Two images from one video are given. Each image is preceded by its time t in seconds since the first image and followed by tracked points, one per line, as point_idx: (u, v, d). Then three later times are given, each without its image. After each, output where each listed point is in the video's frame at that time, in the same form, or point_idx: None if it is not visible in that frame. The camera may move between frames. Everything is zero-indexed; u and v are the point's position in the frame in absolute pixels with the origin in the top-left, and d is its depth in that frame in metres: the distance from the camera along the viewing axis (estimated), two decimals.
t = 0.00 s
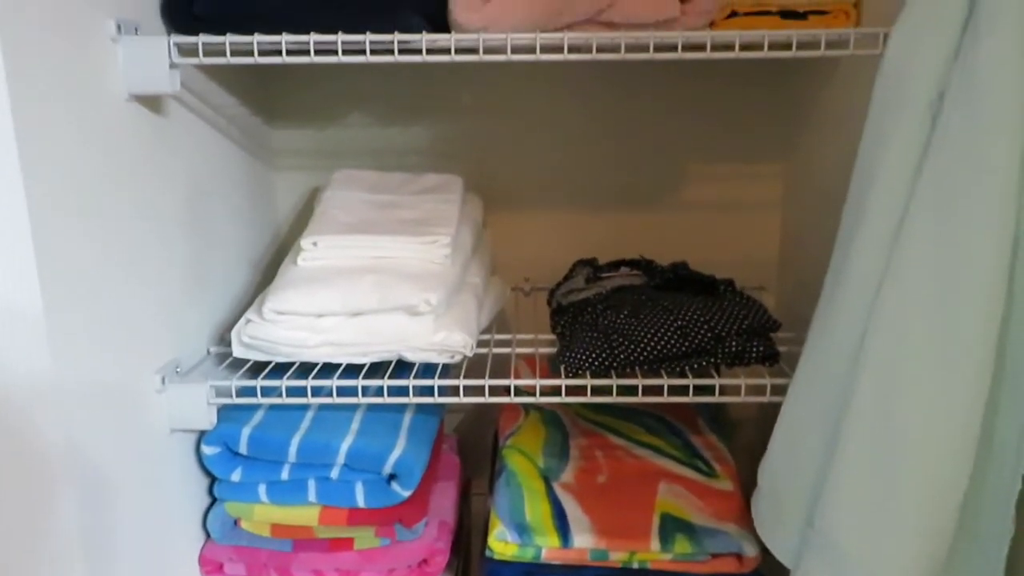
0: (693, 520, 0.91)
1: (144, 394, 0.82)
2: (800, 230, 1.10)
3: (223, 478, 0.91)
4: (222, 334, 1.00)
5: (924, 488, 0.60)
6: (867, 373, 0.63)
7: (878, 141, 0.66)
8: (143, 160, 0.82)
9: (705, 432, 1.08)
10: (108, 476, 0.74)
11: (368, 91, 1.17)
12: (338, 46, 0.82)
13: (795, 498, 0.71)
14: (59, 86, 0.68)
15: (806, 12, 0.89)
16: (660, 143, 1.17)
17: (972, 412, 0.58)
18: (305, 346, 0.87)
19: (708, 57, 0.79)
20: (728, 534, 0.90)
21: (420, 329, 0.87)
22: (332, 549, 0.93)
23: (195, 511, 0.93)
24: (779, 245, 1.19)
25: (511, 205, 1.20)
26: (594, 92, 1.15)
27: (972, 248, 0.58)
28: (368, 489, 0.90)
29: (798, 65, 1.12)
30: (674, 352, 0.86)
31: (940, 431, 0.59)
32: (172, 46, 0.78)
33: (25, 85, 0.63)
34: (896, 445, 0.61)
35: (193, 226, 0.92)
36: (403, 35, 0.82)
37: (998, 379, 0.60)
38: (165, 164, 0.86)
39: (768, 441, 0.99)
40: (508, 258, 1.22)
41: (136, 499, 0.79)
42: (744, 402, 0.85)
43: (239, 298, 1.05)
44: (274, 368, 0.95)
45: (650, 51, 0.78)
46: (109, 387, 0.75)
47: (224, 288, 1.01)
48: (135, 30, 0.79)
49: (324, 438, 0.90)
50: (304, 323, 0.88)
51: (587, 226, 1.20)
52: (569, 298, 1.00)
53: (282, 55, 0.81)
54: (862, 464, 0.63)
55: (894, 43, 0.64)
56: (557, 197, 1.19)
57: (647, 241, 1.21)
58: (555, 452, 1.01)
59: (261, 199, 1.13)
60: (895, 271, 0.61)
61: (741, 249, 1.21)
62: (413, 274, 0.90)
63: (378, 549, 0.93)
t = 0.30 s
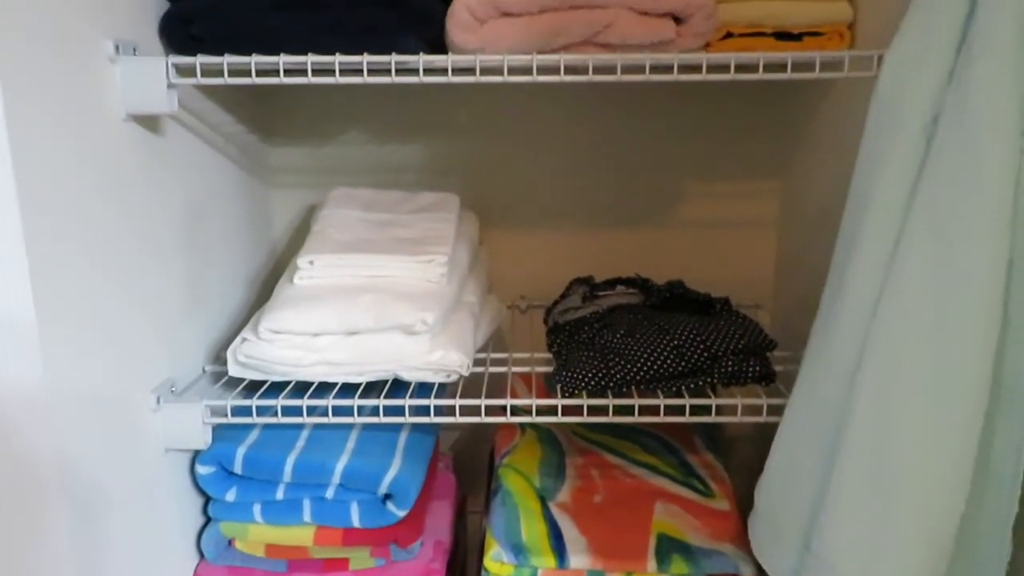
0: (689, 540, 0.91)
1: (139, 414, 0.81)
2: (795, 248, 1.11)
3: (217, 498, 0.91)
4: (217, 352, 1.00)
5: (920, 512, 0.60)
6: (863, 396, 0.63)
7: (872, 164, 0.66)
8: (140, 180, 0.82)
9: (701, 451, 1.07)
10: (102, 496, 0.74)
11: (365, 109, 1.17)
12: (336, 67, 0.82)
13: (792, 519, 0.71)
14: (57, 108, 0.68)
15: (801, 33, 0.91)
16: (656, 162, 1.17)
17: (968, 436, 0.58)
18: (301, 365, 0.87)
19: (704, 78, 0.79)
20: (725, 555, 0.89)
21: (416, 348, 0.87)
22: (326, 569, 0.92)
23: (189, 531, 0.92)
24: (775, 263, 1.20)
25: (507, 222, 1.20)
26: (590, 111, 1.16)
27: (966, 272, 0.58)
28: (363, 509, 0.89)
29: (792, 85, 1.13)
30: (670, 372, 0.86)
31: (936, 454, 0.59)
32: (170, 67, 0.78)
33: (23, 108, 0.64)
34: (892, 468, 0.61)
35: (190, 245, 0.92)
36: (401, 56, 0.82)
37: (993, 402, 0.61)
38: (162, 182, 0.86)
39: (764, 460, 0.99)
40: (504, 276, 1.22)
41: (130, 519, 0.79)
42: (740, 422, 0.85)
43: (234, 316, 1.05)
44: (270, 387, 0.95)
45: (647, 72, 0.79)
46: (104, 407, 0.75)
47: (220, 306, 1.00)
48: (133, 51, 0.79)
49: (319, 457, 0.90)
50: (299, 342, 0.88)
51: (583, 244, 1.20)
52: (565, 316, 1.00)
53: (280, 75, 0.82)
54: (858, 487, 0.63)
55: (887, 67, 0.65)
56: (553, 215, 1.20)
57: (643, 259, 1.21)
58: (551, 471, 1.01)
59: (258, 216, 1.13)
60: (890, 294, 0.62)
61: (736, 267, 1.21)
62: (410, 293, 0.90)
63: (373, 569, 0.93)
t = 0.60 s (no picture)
0: (692, 557, 0.91)
1: (142, 430, 0.81)
2: (797, 265, 1.11)
3: (219, 514, 0.91)
4: (220, 368, 1.00)
5: (925, 533, 0.60)
6: (868, 415, 0.63)
7: (875, 183, 0.66)
8: (144, 196, 0.82)
9: (704, 467, 1.07)
10: (105, 510, 0.74)
11: (368, 125, 1.17)
12: (340, 85, 0.83)
13: (796, 539, 0.70)
14: (63, 125, 0.68)
15: (803, 51, 0.92)
16: (658, 178, 1.18)
17: (972, 455, 0.58)
18: (303, 381, 0.87)
19: (707, 97, 0.79)
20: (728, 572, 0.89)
21: (419, 365, 0.87)
22: None
23: (191, 547, 0.92)
24: (777, 279, 1.20)
25: (510, 238, 1.20)
26: (592, 128, 1.16)
27: (970, 291, 0.58)
28: (365, 525, 0.89)
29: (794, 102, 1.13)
30: (672, 389, 0.86)
31: (940, 474, 0.59)
32: (175, 84, 0.79)
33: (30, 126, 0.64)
34: (896, 488, 0.61)
35: (193, 260, 0.92)
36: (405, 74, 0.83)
37: (997, 421, 0.61)
38: (167, 197, 0.86)
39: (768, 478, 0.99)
40: (506, 291, 1.22)
41: (132, 534, 0.79)
42: (744, 440, 0.84)
43: (237, 331, 1.05)
44: (272, 403, 0.95)
45: (650, 91, 0.79)
46: (106, 423, 0.75)
47: (223, 322, 1.00)
48: (139, 69, 0.79)
49: (321, 473, 0.89)
50: (302, 358, 0.88)
51: (586, 260, 1.21)
52: (568, 332, 1.00)
53: (285, 93, 0.82)
54: (862, 507, 0.63)
55: (889, 87, 0.65)
56: (556, 231, 1.20)
57: (645, 275, 1.21)
58: (553, 488, 1.00)
59: (260, 232, 1.14)
60: (894, 314, 0.62)
61: (739, 283, 1.21)
62: (413, 309, 0.90)
63: None
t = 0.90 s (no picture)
0: None
1: (144, 448, 0.81)
2: (798, 281, 1.11)
3: (220, 532, 0.91)
4: (222, 384, 1.00)
5: (930, 555, 0.59)
6: (871, 436, 0.63)
7: (878, 203, 0.67)
8: (147, 212, 0.82)
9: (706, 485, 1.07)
10: (107, 528, 0.74)
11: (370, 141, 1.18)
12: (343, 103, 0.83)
13: (800, 559, 0.70)
14: (68, 141, 0.68)
15: (803, 68, 0.92)
16: (660, 194, 1.18)
17: (977, 477, 0.58)
18: (305, 399, 0.87)
19: (709, 117, 0.80)
20: None
21: (421, 383, 0.87)
22: None
23: (192, 565, 0.92)
24: (778, 296, 1.20)
25: (511, 253, 1.21)
26: (594, 144, 1.17)
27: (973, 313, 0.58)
28: (366, 543, 0.89)
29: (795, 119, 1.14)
30: (675, 407, 0.86)
31: (945, 496, 0.59)
32: (180, 103, 0.79)
33: (34, 143, 0.64)
34: (900, 510, 0.61)
35: (196, 278, 0.92)
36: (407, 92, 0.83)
37: (1002, 443, 0.61)
38: (170, 214, 0.87)
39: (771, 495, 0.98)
40: (508, 307, 1.22)
41: (134, 552, 0.78)
42: (746, 458, 0.84)
43: (238, 348, 1.05)
44: (274, 421, 0.94)
45: (652, 112, 0.79)
46: (108, 442, 0.74)
47: (225, 338, 1.01)
48: (144, 87, 0.80)
49: (322, 491, 0.89)
50: (304, 376, 0.88)
51: (588, 275, 1.21)
52: (570, 349, 1.00)
53: (288, 112, 0.82)
54: (867, 529, 0.62)
55: (891, 108, 0.65)
56: (557, 246, 1.20)
57: (647, 291, 1.21)
58: (555, 505, 1.00)
59: (261, 248, 1.14)
60: (898, 335, 0.62)
61: (740, 299, 1.21)
62: (415, 327, 0.90)
63: None
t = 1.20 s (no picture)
0: None
1: (143, 464, 0.81)
2: (798, 292, 1.11)
3: (220, 547, 0.90)
4: (222, 398, 1.00)
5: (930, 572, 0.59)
6: (871, 452, 0.63)
7: (877, 219, 0.67)
8: (146, 226, 0.82)
9: (707, 497, 1.07)
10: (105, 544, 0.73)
11: (370, 153, 1.18)
12: (343, 119, 0.83)
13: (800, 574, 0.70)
14: (66, 155, 0.69)
15: (801, 82, 0.93)
16: (659, 205, 1.18)
17: (976, 493, 0.58)
18: (305, 413, 0.87)
19: (707, 131, 0.80)
20: None
21: (420, 397, 0.87)
22: None
23: None
24: (778, 306, 1.20)
25: (511, 265, 1.21)
26: (594, 155, 1.17)
27: (971, 330, 0.58)
28: (366, 557, 0.89)
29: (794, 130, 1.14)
30: (675, 421, 0.86)
31: (945, 512, 0.59)
32: (179, 120, 0.79)
33: (31, 156, 0.64)
34: (900, 526, 0.61)
35: (196, 292, 0.93)
36: (405, 108, 0.83)
37: (1001, 459, 0.61)
38: (169, 228, 0.87)
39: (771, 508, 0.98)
40: (508, 319, 1.22)
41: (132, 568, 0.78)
42: (746, 472, 0.84)
43: (238, 361, 1.05)
44: (274, 436, 0.94)
45: (650, 126, 0.79)
46: (107, 457, 0.74)
47: (225, 352, 1.01)
48: (143, 103, 0.80)
49: (322, 506, 0.89)
50: (304, 391, 0.88)
51: (587, 287, 1.21)
52: (570, 362, 1.00)
53: (288, 128, 0.83)
54: (867, 545, 0.62)
55: (888, 124, 0.66)
56: (557, 257, 1.20)
57: (646, 302, 1.21)
58: (555, 518, 1.00)
59: (261, 260, 1.14)
60: (897, 351, 0.62)
61: (740, 310, 1.21)
62: (415, 341, 0.90)
63: None
